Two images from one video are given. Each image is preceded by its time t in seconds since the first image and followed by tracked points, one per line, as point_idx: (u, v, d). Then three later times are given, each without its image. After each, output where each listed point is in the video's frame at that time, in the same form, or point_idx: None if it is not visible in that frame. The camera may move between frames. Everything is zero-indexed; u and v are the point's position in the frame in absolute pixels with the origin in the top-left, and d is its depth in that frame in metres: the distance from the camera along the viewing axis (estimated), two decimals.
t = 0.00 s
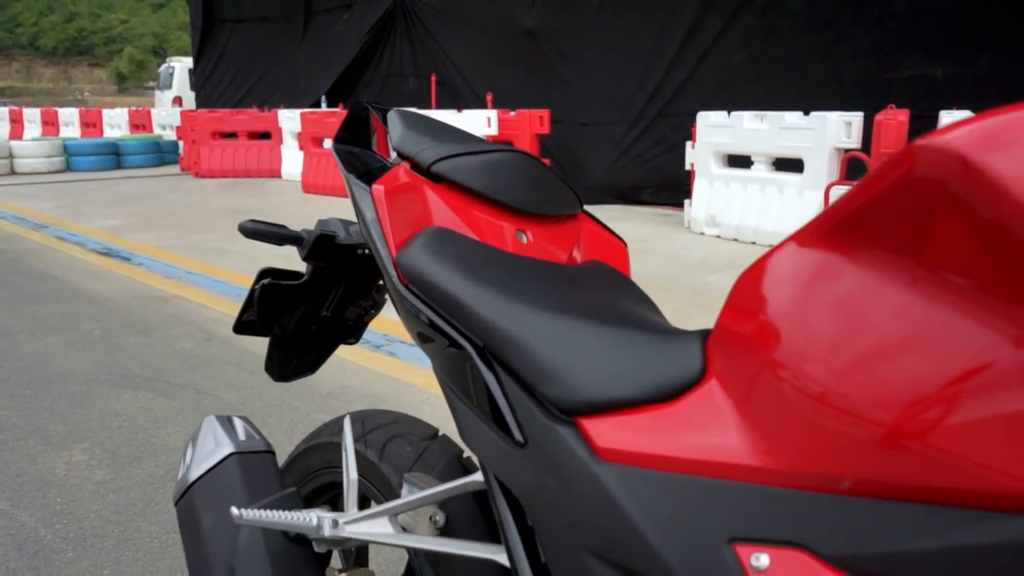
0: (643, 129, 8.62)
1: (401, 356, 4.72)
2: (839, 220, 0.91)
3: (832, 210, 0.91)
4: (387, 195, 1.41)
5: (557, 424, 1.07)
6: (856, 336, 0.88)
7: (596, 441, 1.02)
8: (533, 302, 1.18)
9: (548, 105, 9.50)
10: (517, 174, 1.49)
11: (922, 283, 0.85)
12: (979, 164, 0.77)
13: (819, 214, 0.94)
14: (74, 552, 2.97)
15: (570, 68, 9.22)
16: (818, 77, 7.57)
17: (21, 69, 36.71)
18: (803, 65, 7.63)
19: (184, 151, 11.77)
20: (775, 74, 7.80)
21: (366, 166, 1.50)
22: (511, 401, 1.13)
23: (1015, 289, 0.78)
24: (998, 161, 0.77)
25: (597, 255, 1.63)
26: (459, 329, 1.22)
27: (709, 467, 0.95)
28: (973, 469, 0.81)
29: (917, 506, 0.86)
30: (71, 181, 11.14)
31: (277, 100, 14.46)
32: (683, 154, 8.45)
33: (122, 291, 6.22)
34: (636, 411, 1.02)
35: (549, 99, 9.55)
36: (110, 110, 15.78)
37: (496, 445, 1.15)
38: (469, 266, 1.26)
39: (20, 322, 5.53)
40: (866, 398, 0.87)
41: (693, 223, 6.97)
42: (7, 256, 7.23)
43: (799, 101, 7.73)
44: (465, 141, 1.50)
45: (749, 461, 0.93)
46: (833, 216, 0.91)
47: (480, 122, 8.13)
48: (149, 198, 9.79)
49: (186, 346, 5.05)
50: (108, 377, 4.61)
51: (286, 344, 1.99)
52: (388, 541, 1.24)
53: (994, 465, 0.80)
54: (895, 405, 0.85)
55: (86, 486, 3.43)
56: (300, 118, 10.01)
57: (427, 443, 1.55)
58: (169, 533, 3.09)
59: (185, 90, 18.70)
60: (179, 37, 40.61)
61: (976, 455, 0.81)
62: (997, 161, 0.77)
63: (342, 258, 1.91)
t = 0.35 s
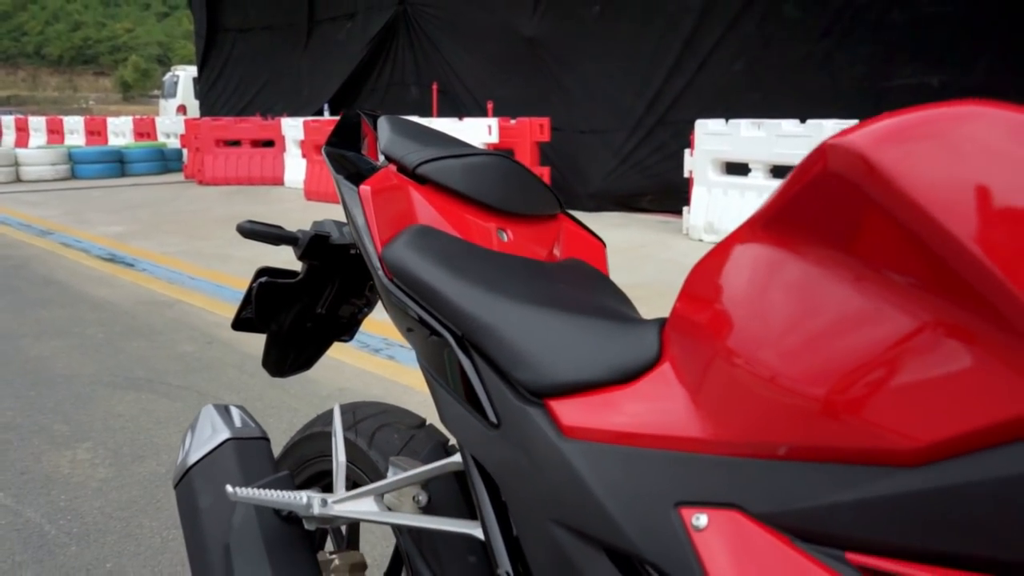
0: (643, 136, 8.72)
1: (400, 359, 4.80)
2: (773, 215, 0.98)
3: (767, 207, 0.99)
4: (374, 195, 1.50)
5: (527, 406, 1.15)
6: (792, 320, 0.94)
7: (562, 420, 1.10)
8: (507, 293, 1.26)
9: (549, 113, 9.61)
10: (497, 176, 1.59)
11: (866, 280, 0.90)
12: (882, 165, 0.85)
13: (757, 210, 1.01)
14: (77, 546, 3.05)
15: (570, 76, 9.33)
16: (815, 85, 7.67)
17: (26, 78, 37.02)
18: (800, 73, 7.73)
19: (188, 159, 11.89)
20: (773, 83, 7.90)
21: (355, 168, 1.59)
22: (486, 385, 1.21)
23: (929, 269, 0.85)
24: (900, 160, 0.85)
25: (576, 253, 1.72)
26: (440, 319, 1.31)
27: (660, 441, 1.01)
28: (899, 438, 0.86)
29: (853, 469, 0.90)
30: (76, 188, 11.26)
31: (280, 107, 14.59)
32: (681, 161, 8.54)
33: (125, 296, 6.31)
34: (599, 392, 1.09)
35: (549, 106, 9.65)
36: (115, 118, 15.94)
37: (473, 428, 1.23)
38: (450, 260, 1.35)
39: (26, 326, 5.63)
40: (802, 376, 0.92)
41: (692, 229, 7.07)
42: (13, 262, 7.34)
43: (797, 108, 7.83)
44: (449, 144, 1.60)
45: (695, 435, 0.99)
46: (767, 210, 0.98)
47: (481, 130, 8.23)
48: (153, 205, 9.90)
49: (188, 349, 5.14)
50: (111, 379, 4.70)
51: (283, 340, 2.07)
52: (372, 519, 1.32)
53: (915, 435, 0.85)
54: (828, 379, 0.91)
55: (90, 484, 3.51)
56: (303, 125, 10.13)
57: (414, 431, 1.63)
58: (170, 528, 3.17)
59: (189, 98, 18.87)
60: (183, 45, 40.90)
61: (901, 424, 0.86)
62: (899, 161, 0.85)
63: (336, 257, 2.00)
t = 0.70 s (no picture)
0: (646, 144, 8.79)
1: (403, 363, 4.86)
2: (734, 214, 1.02)
3: (728, 208, 1.03)
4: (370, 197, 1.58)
5: (511, 393, 1.22)
6: (754, 310, 0.98)
7: (543, 405, 1.16)
8: (492, 289, 1.34)
9: (553, 121, 9.70)
10: (488, 179, 1.67)
11: (830, 278, 0.91)
12: (823, 168, 0.88)
13: (720, 211, 1.05)
14: (85, 542, 3.13)
15: (573, 84, 9.42)
16: (818, 93, 7.74)
17: (35, 87, 37.46)
18: (803, 81, 7.80)
19: (195, 166, 12.02)
20: (775, 91, 7.99)
21: (353, 171, 1.68)
22: (474, 376, 1.28)
23: (868, 261, 0.87)
24: (832, 162, 0.88)
25: (563, 253, 1.80)
26: (431, 313, 1.38)
27: (634, 425, 1.06)
28: (853, 419, 0.88)
29: (812, 444, 0.92)
30: (84, 195, 11.39)
31: (287, 115, 14.73)
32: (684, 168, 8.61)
33: (133, 301, 6.41)
34: (576, 378, 1.16)
35: (553, 114, 9.75)
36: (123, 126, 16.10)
37: (462, 417, 1.29)
38: (440, 258, 1.42)
39: (35, 331, 5.72)
40: (763, 360, 0.96)
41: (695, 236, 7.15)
42: (22, 268, 7.44)
43: (798, 116, 7.90)
44: (443, 150, 1.68)
45: (665, 418, 1.04)
46: (728, 211, 1.02)
47: (485, 137, 8.32)
48: (160, 212, 10.02)
49: (195, 353, 5.23)
50: (119, 382, 4.79)
51: (284, 339, 2.15)
52: (367, 502, 1.39)
53: (872, 417, 0.87)
54: (787, 365, 0.93)
55: (97, 482, 3.59)
56: (309, 133, 10.24)
57: (409, 424, 1.70)
58: (175, 525, 3.24)
59: (197, 106, 19.05)
60: (191, 54, 41.23)
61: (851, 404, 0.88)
62: (833, 163, 0.88)
63: (336, 258, 2.08)
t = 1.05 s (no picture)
0: (650, 151, 8.88)
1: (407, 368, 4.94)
2: (701, 220, 1.07)
3: (694, 214, 1.07)
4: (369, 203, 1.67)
5: (499, 387, 1.30)
6: (717, 307, 1.02)
7: (526, 398, 1.25)
8: (482, 290, 1.43)
9: (558, 129, 9.81)
10: (481, 187, 1.77)
11: (792, 284, 0.95)
12: (769, 179, 0.93)
13: (687, 217, 1.10)
14: (96, 539, 3.22)
15: (578, 92, 9.53)
16: (823, 100, 7.89)
17: (46, 95, 37.88)
18: (807, 88, 7.93)
19: (204, 174, 12.17)
20: (780, 98, 8.10)
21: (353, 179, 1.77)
22: (465, 371, 1.37)
23: (815, 268, 0.91)
24: (778, 173, 0.92)
25: (553, 257, 1.89)
26: (425, 313, 1.47)
27: (607, 413, 1.13)
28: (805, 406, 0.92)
29: (766, 428, 0.96)
30: (95, 203, 11.54)
31: (296, 124, 14.89)
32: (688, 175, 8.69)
33: (143, 307, 6.52)
34: (557, 372, 1.25)
35: (558, 122, 9.85)
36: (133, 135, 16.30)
37: (453, 408, 1.38)
38: (434, 261, 1.51)
39: (47, 336, 5.83)
40: (725, 353, 1.00)
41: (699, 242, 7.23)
42: (34, 274, 7.56)
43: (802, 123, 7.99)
44: (440, 160, 1.78)
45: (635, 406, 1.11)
46: (695, 217, 1.07)
47: (491, 145, 8.42)
48: (170, 219, 10.15)
49: (203, 357, 5.33)
50: (129, 385, 4.89)
51: (289, 340, 2.25)
52: (365, 491, 1.48)
53: (821, 407, 0.91)
54: (748, 359, 0.98)
55: (108, 482, 3.69)
56: (317, 141, 10.38)
57: (407, 419, 1.79)
58: (183, 522, 3.33)
59: (206, 115, 19.25)
60: (200, 63, 41.59)
61: (799, 393, 0.92)
62: (778, 175, 0.92)
63: (339, 262, 2.17)
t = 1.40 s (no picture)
0: (654, 160, 8.98)
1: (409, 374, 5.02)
2: (668, 233, 1.14)
3: (663, 227, 1.14)
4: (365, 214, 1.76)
5: (484, 388, 1.39)
6: (681, 310, 1.09)
7: (511, 397, 1.34)
8: (470, 297, 1.52)
9: (561, 138, 9.91)
10: (473, 200, 1.87)
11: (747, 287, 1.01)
12: (718, 196, 1.01)
13: (657, 229, 1.17)
14: (106, 539, 3.32)
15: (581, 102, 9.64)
16: (826, 110, 7.98)
17: (56, 105, 38.33)
18: (809, 99, 8.05)
19: (212, 183, 12.31)
20: (782, 108, 8.23)
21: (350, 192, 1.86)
22: (452, 372, 1.46)
23: (761, 275, 0.98)
24: (728, 190, 1.00)
25: (544, 267, 1.98)
26: (417, 319, 1.56)
27: (580, 410, 1.22)
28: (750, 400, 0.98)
29: (715, 421, 1.02)
30: (104, 212, 11.69)
31: (303, 133, 15.06)
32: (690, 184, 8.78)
33: (151, 314, 6.64)
34: (537, 371, 1.34)
35: (561, 132, 9.96)
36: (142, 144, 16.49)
37: (442, 408, 1.46)
38: (426, 270, 1.60)
39: (57, 343, 5.95)
40: (685, 353, 1.06)
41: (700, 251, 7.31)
42: (44, 283, 7.69)
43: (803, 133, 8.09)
44: (435, 174, 1.88)
45: (608, 406, 1.18)
46: (662, 230, 1.14)
47: (495, 155, 8.52)
48: (177, 229, 10.29)
49: (210, 364, 5.44)
50: (138, 391, 4.99)
51: (291, 345, 2.34)
52: (360, 486, 1.57)
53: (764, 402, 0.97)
54: (704, 358, 1.04)
55: (117, 484, 3.78)
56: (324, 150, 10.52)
57: (402, 420, 1.88)
58: (190, 523, 3.43)
59: (214, 124, 19.45)
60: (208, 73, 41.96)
61: (745, 388, 0.98)
62: (729, 191, 1.00)
63: (339, 271, 2.26)
